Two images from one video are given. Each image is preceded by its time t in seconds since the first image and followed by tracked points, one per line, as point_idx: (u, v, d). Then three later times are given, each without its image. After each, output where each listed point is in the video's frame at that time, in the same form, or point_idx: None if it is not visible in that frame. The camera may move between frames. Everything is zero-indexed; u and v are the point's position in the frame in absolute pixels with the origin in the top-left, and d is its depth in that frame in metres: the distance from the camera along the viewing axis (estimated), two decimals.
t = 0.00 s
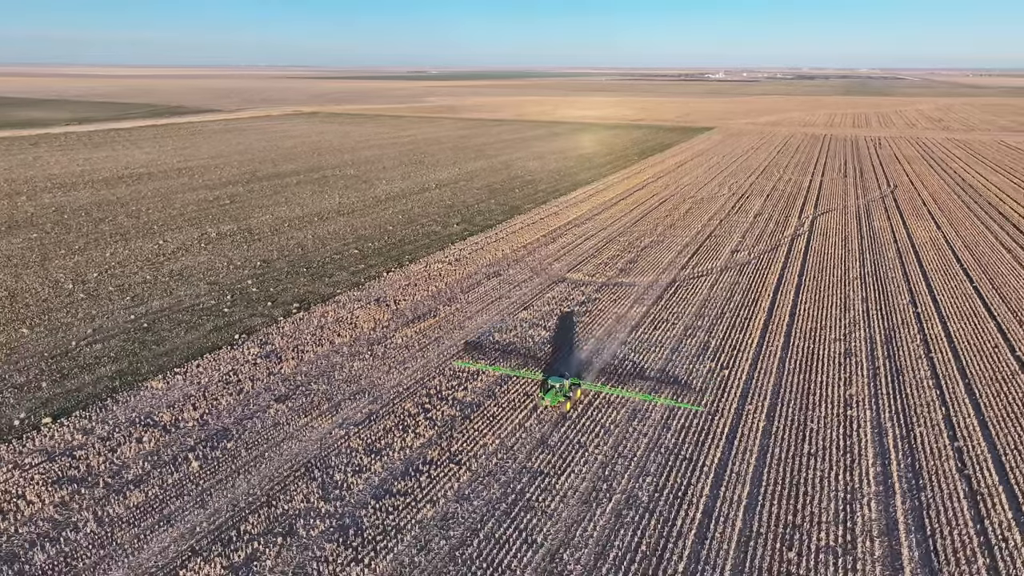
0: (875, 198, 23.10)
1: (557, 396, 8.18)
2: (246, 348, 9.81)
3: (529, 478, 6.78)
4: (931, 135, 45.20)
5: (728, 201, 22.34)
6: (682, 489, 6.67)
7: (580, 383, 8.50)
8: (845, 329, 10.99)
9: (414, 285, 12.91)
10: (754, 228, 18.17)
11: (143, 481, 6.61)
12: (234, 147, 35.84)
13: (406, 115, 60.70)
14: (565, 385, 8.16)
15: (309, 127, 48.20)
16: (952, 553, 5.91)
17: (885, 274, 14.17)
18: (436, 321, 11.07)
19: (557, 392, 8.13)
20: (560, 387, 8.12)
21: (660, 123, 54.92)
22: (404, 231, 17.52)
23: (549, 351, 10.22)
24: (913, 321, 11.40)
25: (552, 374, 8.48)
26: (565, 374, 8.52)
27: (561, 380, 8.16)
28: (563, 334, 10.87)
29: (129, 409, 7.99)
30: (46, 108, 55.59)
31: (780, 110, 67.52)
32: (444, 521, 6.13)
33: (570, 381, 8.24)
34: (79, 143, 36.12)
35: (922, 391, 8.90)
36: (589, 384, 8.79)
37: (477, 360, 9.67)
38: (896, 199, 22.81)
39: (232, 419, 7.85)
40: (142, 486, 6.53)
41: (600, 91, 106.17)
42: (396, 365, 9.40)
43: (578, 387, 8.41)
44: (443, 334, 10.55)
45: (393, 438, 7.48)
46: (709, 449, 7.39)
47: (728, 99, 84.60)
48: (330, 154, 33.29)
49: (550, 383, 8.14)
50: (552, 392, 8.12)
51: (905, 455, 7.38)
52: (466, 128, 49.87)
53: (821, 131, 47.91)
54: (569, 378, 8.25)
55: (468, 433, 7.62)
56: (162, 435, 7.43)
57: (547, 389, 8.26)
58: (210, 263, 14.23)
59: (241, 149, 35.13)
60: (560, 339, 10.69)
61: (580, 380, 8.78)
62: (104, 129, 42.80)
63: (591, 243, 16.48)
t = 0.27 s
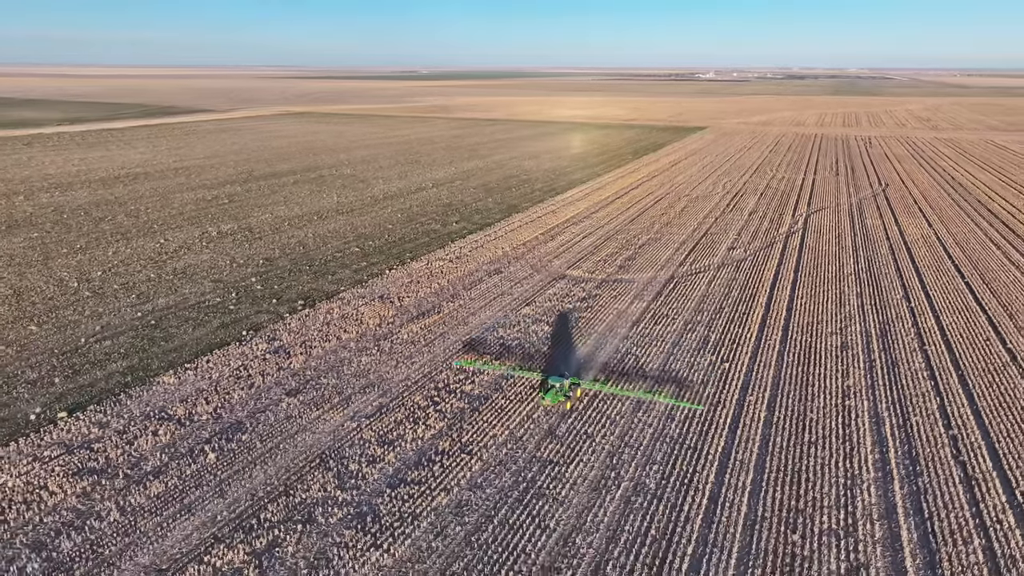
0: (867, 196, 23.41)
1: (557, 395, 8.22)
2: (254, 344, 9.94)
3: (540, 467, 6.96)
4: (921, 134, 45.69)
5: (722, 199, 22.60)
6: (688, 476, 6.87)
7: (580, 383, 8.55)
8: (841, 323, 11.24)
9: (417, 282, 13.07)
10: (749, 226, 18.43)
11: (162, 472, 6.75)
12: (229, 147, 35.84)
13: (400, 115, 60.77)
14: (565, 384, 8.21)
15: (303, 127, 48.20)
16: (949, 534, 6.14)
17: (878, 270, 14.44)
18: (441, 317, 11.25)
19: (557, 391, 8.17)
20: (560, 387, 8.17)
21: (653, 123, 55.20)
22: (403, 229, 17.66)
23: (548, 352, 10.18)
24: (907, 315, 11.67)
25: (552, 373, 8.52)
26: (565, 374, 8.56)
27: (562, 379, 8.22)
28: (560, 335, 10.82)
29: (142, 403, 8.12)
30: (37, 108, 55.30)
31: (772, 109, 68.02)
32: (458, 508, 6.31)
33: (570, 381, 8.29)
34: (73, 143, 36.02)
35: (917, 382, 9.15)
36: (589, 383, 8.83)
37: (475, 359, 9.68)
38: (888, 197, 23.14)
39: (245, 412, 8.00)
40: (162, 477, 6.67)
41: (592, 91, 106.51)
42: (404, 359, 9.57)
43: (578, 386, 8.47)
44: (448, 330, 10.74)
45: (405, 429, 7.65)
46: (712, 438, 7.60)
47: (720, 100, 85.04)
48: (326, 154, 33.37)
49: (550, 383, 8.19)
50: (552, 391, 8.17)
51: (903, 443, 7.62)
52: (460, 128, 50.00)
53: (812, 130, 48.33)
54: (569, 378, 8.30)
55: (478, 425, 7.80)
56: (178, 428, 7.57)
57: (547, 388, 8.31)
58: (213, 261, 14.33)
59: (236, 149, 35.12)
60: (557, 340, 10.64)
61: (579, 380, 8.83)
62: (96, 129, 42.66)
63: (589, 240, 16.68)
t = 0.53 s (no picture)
0: (859, 194, 23.75)
1: (558, 394, 8.24)
2: (263, 340, 10.08)
3: (549, 456, 7.15)
4: (911, 134, 46.18)
5: (717, 197, 22.87)
6: (694, 464, 7.07)
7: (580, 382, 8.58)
8: (838, 317, 11.49)
9: (420, 279, 13.24)
10: (745, 224, 18.69)
11: (180, 463, 6.90)
12: (224, 147, 35.85)
13: (393, 115, 60.85)
14: (565, 384, 8.23)
15: (297, 127, 48.21)
16: (947, 517, 6.36)
17: (872, 266, 14.72)
18: (446, 313, 11.44)
19: (558, 391, 8.19)
20: (561, 386, 8.19)
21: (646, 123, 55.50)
22: (403, 227, 17.82)
23: (548, 351, 10.19)
24: (901, 309, 11.93)
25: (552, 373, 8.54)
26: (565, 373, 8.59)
27: (562, 379, 8.24)
28: (559, 334, 10.83)
29: (157, 397, 8.25)
30: (28, 108, 55.07)
31: (763, 109, 68.49)
32: (472, 495, 6.48)
33: (570, 380, 8.31)
34: (67, 143, 35.93)
35: (912, 373, 9.40)
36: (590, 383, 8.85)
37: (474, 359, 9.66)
38: (880, 195, 23.47)
39: (259, 406, 8.14)
40: (180, 467, 6.81)
41: (584, 91, 106.82)
42: (412, 354, 9.74)
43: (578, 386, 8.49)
44: (453, 325, 10.92)
45: (417, 421, 7.83)
46: (716, 428, 7.81)
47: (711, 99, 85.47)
48: (322, 154, 33.46)
49: (551, 383, 8.22)
50: (553, 391, 8.19)
51: (900, 431, 7.85)
52: (454, 128, 50.14)
53: (803, 130, 48.75)
54: (569, 377, 8.32)
55: (487, 416, 7.98)
56: (193, 421, 7.71)
57: (547, 388, 8.33)
58: (216, 260, 14.44)
59: (231, 149, 35.15)
60: (556, 339, 10.64)
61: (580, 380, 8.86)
62: (90, 130, 42.54)
63: (587, 238, 16.88)
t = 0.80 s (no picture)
0: (852, 192, 24.07)
1: (559, 394, 8.31)
2: (271, 336, 10.22)
3: (558, 446, 7.34)
4: (901, 133, 46.65)
5: (712, 196, 23.13)
6: (699, 452, 7.28)
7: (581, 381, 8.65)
8: (834, 312, 11.73)
9: (423, 276, 13.42)
10: (740, 221, 18.94)
11: (198, 455, 7.04)
12: (220, 147, 35.86)
13: (387, 115, 60.94)
14: (566, 383, 8.30)
15: (291, 127, 48.23)
16: (944, 501, 6.59)
17: (866, 262, 14.99)
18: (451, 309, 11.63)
19: (559, 390, 8.26)
20: (562, 385, 8.27)
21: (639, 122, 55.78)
22: (403, 226, 17.97)
23: (548, 349, 10.23)
24: (896, 304, 12.19)
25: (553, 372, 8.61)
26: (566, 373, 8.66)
27: (563, 378, 8.31)
28: (558, 332, 10.92)
29: (170, 392, 8.38)
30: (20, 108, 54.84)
31: (755, 108, 68.95)
32: (485, 483, 6.66)
33: (571, 379, 8.38)
34: (61, 143, 35.85)
35: (907, 365, 9.66)
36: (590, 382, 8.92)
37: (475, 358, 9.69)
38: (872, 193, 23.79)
39: (271, 399, 8.29)
40: (198, 459, 6.96)
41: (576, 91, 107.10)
42: (419, 349, 9.91)
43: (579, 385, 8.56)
44: (458, 320, 11.12)
45: (427, 413, 8.00)
46: (720, 418, 8.02)
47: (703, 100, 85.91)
48: (318, 153, 33.55)
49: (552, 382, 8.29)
50: (554, 391, 8.26)
51: (897, 420, 8.09)
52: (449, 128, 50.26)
53: (795, 129, 49.15)
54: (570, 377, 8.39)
55: (496, 408, 8.16)
56: (207, 415, 7.85)
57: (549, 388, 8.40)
58: (219, 258, 14.54)
59: (227, 149, 35.19)
60: (555, 339, 10.63)
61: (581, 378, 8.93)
62: (83, 130, 42.43)
63: (585, 236, 17.08)
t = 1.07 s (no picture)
0: (844, 190, 24.37)
1: (561, 394, 8.30)
2: (279, 333, 10.35)
3: (567, 436, 7.53)
4: (892, 132, 47.08)
5: (708, 194, 23.36)
6: (704, 441, 7.49)
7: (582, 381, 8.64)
8: (831, 307, 11.98)
9: (426, 273, 13.59)
10: (736, 219, 19.18)
11: (215, 446, 7.19)
12: (215, 147, 35.85)
13: (381, 115, 60.97)
14: (567, 382, 8.30)
15: (286, 127, 48.23)
16: (941, 485, 6.83)
17: (861, 258, 15.26)
18: (455, 305, 11.80)
19: (561, 389, 8.25)
20: (564, 385, 8.26)
21: (633, 122, 56.06)
22: (403, 224, 18.11)
23: (549, 345, 10.33)
24: (890, 299, 12.46)
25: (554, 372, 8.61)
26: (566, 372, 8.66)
27: (564, 378, 8.30)
28: (558, 329, 11.01)
29: (183, 386, 8.52)
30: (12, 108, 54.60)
31: (747, 108, 69.38)
32: (497, 471, 6.85)
33: (572, 378, 8.39)
34: (55, 143, 35.75)
35: (903, 357, 9.92)
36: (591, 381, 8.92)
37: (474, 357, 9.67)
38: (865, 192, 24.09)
39: (283, 393, 8.44)
40: (216, 450, 7.12)
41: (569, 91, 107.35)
42: (426, 344, 10.07)
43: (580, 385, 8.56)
44: (462, 316, 11.29)
45: (438, 406, 8.17)
46: (723, 409, 8.23)
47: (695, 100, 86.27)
48: (314, 153, 33.62)
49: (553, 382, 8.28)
50: (555, 390, 8.25)
51: (894, 410, 8.33)
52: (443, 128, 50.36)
53: (788, 129, 49.51)
54: (570, 376, 8.39)
55: (505, 401, 8.34)
56: (222, 408, 8.00)
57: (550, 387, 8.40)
58: (222, 257, 14.66)
59: (222, 149, 35.20)
60: (555, 335, 10.75)
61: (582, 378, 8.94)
62: (77, 130, 42.32)
63: (584, 234, 17.26)
